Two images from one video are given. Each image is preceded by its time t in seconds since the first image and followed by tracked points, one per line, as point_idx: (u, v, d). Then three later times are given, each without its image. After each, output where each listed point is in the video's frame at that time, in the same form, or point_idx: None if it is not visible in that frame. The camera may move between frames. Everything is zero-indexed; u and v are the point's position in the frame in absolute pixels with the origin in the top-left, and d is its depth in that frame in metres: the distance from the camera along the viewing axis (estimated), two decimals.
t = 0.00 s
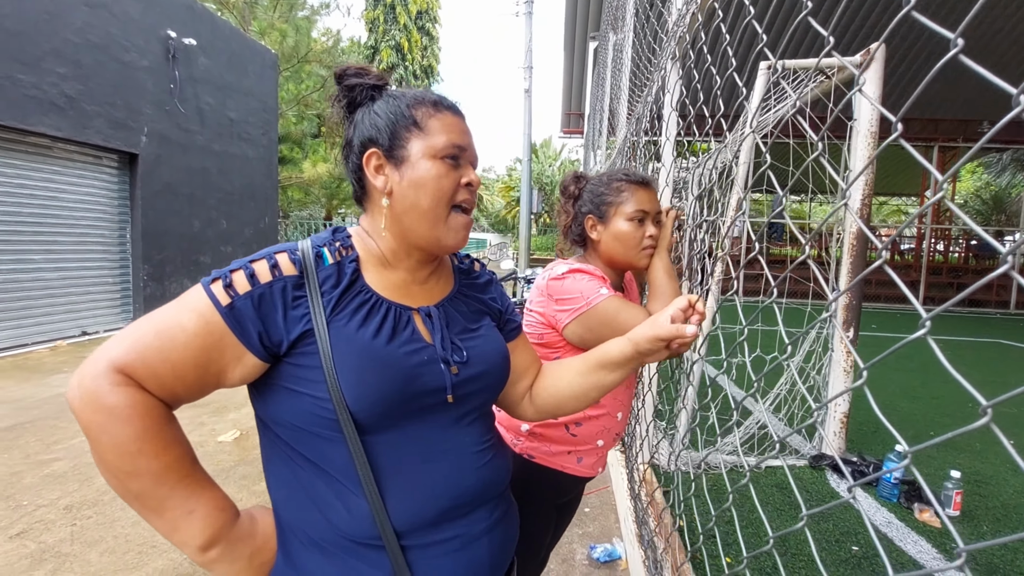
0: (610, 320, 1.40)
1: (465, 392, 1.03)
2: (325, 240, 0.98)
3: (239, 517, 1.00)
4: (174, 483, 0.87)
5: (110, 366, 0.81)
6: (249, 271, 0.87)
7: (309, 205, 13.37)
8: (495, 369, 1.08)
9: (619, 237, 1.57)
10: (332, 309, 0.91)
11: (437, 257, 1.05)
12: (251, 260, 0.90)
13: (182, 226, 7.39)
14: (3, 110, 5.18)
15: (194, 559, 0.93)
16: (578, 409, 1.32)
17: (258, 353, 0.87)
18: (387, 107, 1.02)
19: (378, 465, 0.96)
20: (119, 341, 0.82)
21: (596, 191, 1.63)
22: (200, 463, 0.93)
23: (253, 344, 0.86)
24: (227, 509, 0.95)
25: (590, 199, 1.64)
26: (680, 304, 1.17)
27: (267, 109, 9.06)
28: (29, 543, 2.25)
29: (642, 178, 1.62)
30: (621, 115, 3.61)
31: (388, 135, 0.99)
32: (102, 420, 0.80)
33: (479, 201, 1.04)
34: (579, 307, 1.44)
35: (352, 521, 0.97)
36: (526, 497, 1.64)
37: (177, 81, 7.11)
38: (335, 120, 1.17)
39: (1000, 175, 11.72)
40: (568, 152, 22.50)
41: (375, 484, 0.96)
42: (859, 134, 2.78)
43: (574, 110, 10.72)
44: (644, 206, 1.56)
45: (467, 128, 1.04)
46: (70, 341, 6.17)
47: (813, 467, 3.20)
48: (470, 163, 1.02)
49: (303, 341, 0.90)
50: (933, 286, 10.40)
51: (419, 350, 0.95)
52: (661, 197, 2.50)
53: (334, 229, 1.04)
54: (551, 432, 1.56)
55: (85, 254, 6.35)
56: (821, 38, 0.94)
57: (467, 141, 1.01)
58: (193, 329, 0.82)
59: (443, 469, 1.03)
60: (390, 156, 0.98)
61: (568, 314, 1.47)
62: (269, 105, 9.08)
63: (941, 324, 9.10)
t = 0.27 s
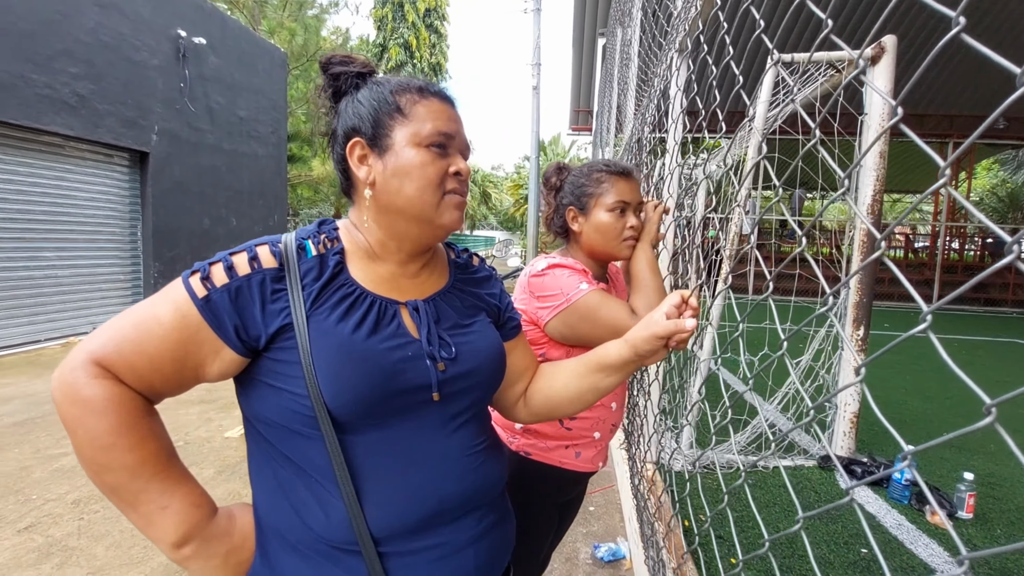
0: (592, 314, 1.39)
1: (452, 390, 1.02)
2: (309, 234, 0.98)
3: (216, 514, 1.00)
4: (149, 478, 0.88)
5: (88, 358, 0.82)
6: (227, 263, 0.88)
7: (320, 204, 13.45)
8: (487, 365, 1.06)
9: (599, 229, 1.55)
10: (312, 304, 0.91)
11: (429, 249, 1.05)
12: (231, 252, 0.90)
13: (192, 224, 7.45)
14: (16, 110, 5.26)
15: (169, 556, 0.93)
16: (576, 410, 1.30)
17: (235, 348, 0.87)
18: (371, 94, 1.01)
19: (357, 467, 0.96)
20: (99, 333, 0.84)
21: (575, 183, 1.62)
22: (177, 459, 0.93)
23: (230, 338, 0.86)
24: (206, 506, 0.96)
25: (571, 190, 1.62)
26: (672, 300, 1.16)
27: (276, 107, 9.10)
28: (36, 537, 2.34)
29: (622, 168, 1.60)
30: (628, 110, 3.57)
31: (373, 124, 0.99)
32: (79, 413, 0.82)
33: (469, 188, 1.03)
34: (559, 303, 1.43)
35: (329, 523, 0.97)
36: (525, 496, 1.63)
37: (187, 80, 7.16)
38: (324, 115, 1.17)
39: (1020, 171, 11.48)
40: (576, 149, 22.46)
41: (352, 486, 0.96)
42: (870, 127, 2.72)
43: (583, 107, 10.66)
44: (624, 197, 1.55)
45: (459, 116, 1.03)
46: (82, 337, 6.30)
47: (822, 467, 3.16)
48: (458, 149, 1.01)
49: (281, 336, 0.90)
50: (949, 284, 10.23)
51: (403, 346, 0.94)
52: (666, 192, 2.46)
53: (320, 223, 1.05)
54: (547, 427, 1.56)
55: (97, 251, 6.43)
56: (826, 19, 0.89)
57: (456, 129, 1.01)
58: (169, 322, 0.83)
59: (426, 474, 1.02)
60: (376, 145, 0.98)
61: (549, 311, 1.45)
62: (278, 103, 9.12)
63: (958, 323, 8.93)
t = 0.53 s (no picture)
0: (613, 308, 1.40)
1: (470, 387, 1.03)
2: (328, 229, 1.01)
3: (238, 509, 1.04)
4: (169, 471, 0.91)
5: (111, 352, 0.85)
6: (247, 258, 0.90)
7: (337, 204, 13.62)
8: (505, 363, 1.08)
9: (621, 224, 1.56)
10: (330, 299, 0.93)
11: (446, 246, 1.06)
12: (252, 247, 0.93)
13: (213, 224, 7.59)
14: (45, 114, 5.41)
15: (189, 549, 0.97)
16: (593, 404, 1.31)
17: (255, 343, 0.90)
18: (386, 89, 1.04)
19: (374, 464, 0.99)
20: (122, 327, 0.87)
21: (598, 178, 1.63)
22: (198, 453, 0.97)
23: (249, 333, 0.89)
24: (223, 501, 0.99)
25: (593, 185, 1.64)
26: (691, 293, 1.17)
27: (295, 109, 9.24)
28: (69, 527, 2.42)
29: (644, 163, 1.61)
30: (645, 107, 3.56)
31: (388, 120, 1.01)
32: (102, 405, 0.85)
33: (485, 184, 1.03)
34: (581, 297, 1.44)
35: (344, 520, 0.99)
36: (544, 494, 1.65)
37: (208, 83, 7.30)
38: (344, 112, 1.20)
39: None
40: (591, 147, 22.39)
41: (369, 484, 0.98)
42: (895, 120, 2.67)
43: (598, 105, 10.66)
44: (646, 192, 1.56)
45: (474, 111, 1.04)
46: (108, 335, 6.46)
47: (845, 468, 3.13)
48: (474, 144, 1.03)
49: (300, 331, 0.92)
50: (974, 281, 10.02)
51: (420, 342, 0.96)
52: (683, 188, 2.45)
53: (339, 219, 1.08)
54: (565, 424, 1.57)
55: (123, 251, 6.59)
56: (849, 6, 0.88)
57: (471, 125, 1.02)
58: (190, 316, 0.86)
59: (441, 473, 1.04)
60: (391, 141, 1.00)
61: (570, 305, 1.47)
62: (296, 105, 9.26)
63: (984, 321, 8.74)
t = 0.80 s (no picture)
0: (655, 306, 1.41)
1: (499, 381, 1.08)
2: (363, 227, 1.06)
3: (273, 496, 1.08)
4: (211, 458, 0.96)
5: (157, 342, 0.89)
6: (287, 254, 0.95)
7: (365, 204, 13.84)
8: (533, 357, 1.13)
9: (665, 227, 1.57)
10: (366, 294, 0.98)
11: (467, 249, 1.10)
12: (291, 243, 0.98)
13: (246, 225, 7.81)
14: (89, 119, 5.65)
15: (229, 533, 1.02)
16: (620, 399, 1.34)
17: (294, 335, 0.94)
18: (405, 94, 1.07)
19: (407, 455, 1.03)
20: (167, 319, 0.91)
21: (643, 180, 1.64)
22: (236, 441, 1.01)
23: (289, 326, 0.93)
24: (260, 488, 1.03)
25: (637, 187, 1.65)
26: (723, 289, 1.17)
27: (324, 111, 9.43)
28: (115, 512, 2.55)
29: (691, 165, 1.61)
30: (671, 104, 3.54)
31: (406, 127, 1.05)
32: (148, 393, 0.89)
33: (500, 184, 1.04)
34: (622, 293, 1.46)
35: (377, 509, 1.03)
36: (568, 488, 1.67)
37: (242, 87, 7.51)
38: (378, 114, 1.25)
39: None
40: (617, 145, 22.27)
41: (402, 475, 1.02)
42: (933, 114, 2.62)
43: (625, 103, 10.59)
44: (693, 196, 1.56)
45: (490, 113, 1.05)
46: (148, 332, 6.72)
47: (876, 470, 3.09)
48: (488, 145, 1.04)
49: (336, 324, 0.97)
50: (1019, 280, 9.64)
51: (452, 338, 1.01)
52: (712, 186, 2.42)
53: (372, 217, 1.13)
54: (592, 420, 1.59)
55: (162, 251, 6.83)
56: (873, 5, 0.89)
57: (485, 128, 1.03)
58: (233, 308, 0.90)
59: (470, 465, 1.08)
60: (410, 147, 1.04)
61: (611, 301, 1.49)
62: (325, 107, 9.44)
63: None
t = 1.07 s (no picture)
0: (653, 307, 1.43)
1: (512, 381, 1.11)
2: (377, 227, 1.09)
3: (288, 491, 1.11)
4: (228, 452, 1.00)
5: (177, 338, 0.93)
6: (304, 253, 0.98)
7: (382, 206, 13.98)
8: (545, 358, 1.16)
9: (664, 225, 1.59)
10: (381, 294, 1.01)
11: (477, 250, 1.12)
12: (307, 243, 1.01)
13: (266, 226, 7.95)
14: (116, 123, 5.81)
15: (245, 527, 1.06)
16: (628, 400, 1.35)
17: (310, 333, 0.98)
18: (411, 99, 1.11)
19: (420, 453, 1.05)
20: (186, 315, 0.95)
21: (640, 179, 1.66)
22: (253, 436, 1.05)
23: (305, 324, 0.97)
24: (276, 483, 1.07)
25: (636, 186, 1.66)
26: (728, 290, 1.18)
27: (342, 114, 9.56)
28: (139, 504, 2.64)
29: (690, 166, 1.62)
30: (686, 106, 3.54)
31: (412, 133, 1.09)
32: (167, 387, 0.93)
33: (503, 184, 1.06)
34: (621, 295, 1.48)
35: (391, 506, 1.06)
36: (579, 484, 1.70)
37: (262, 91, 7.65)
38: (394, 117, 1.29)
39: None
40: (633, 147, 22.20)
41: (416, 472, 1.05)
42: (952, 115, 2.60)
43: (641, 104, 10.57)
44: (691, 195, 1.58)
45: (492, 114, 1.07)
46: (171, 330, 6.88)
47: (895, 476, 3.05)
48: (490, 145, 1.06)
49: (351, 323, 1.00)
50: None
51: (466, 338, 1.04)
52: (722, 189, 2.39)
53: (387, 217, 1.16)
54: (601, 418, 1.61)
55: (185, 251, 6.98)
56: (873, 9, 0.90)
57: (486, 130, 1.05)
58: (251, 305, 0.94)
59: (482, 463, 1.10)
60: (416, 152, 1.08)
61: (610, 303, 1.50)
62: (344, 110, 9.58)
63: None
